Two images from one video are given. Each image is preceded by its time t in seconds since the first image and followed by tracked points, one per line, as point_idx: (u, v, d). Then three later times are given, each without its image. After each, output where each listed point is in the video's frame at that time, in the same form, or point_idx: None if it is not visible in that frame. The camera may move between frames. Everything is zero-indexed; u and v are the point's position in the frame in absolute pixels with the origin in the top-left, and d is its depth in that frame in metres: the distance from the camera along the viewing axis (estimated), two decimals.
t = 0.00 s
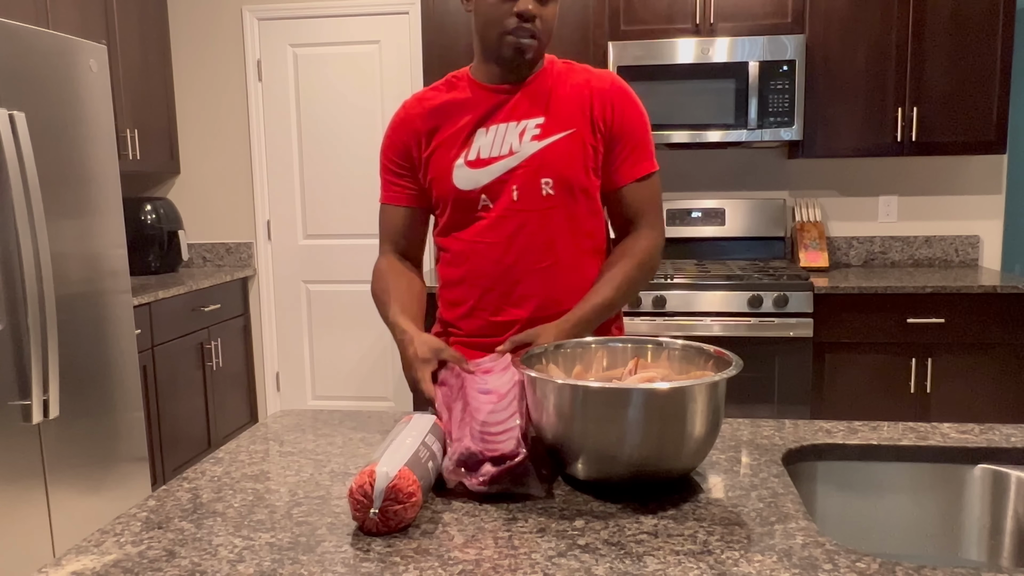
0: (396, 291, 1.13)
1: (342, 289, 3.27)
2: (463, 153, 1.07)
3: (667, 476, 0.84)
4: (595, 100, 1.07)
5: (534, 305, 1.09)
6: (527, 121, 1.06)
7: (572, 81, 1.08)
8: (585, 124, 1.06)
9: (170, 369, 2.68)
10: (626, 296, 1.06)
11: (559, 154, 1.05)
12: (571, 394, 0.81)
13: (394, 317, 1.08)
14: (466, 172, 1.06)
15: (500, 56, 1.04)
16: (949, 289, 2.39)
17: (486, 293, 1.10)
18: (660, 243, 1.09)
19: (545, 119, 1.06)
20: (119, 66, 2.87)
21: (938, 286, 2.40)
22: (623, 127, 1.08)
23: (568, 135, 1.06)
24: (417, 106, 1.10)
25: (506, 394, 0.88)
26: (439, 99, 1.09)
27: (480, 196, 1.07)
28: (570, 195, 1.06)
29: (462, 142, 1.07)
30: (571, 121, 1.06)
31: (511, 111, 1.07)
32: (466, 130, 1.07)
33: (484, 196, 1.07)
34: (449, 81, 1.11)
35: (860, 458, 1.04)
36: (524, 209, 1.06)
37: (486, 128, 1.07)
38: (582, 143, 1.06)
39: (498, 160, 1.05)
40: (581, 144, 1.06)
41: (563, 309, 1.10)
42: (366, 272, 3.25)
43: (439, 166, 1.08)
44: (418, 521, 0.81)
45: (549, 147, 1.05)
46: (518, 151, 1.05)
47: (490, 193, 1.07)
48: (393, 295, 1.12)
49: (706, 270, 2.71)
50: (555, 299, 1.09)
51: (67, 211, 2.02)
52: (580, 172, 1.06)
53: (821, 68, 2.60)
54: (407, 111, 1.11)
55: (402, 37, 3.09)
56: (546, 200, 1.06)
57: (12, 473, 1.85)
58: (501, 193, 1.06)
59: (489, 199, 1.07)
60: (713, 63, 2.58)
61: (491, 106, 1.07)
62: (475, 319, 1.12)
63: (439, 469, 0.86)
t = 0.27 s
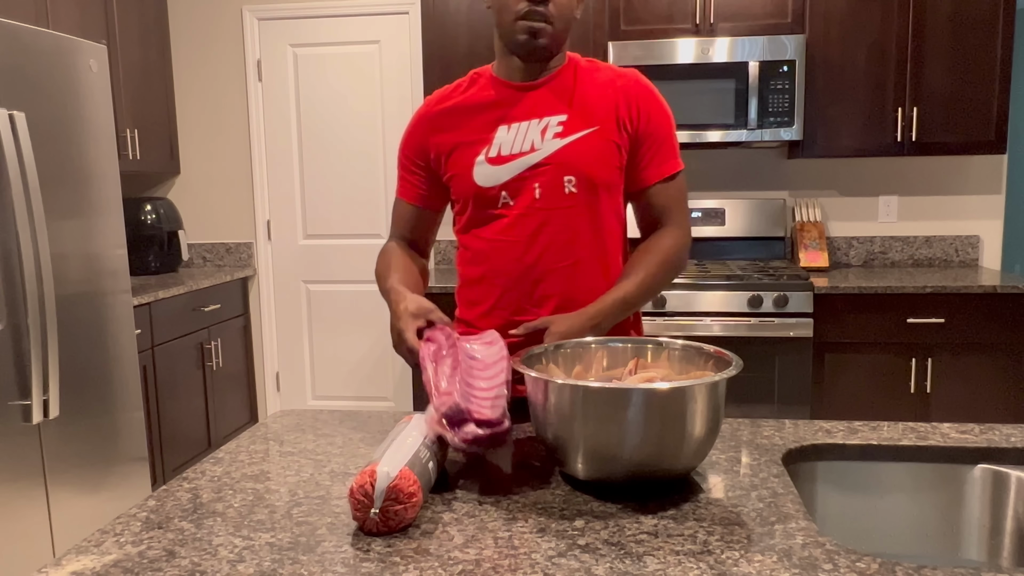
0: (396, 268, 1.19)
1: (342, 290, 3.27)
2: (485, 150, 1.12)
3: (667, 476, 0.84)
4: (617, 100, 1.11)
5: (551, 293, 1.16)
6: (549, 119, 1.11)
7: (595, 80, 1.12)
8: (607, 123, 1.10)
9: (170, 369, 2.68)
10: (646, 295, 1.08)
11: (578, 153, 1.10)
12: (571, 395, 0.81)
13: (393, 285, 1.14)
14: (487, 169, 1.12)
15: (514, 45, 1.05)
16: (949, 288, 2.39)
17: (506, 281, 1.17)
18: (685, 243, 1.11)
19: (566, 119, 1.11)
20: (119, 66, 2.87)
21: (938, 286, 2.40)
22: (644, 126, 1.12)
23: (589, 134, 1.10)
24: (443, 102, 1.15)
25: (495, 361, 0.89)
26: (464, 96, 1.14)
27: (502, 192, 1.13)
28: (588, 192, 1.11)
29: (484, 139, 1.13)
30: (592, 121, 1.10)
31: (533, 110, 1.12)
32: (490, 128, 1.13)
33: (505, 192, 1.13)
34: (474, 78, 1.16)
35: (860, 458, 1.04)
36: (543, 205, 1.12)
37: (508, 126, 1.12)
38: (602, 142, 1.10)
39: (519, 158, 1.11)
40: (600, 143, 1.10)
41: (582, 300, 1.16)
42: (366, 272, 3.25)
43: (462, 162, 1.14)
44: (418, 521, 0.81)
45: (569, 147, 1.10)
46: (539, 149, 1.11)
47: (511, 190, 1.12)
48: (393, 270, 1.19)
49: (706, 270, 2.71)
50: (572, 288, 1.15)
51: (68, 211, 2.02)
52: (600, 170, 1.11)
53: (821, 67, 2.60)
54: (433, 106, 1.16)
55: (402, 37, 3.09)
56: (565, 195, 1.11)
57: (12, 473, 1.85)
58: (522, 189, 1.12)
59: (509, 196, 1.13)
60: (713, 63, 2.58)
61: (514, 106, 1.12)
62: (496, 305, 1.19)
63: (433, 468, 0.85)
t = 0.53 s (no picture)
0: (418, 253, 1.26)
1: (342, 290, 3.27)
2: (506, 145, 1.14)
3: (667, 476, 0.84)
4: (643, 96, 1.10)
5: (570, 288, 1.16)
6: (571, 115, 1.11)
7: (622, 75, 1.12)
8: (630, 120, 1.10)
9: (170, 369, 2.68)
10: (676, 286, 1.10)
11: (599, 149, 1.10)
12: (571, 395, 0.81)
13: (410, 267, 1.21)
14: (507, 164, 1.14)
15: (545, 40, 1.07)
16: (949, 288, 2.39)
17: (525, 275, 1.17)
18: (720, 236, 1.12)
19: (588, 115, 1.11)
20: (119, 66, 2.87)
21: (938, 286, 2.40)
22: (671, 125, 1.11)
23: (610, 131, 1.10)
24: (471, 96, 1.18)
25: (477, 332, 0.99)
26: (491, 91, 1.16)
27: (520, 188, 1.14)
28: (607, 189, 1.11)
29: (506, 134, 1.14)
30: (614, 117, 1.10)
31: (557, 105, 1.12)
32: (512, 124, 1.14)
33: (523, 187, 1.14)
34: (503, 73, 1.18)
35: (860, 458, 1.04)
36: (561, 200, 1.12)
37: (530, 122, 1.13)
38: (624, 138, 1.10)
39: (538, 153, 1.11)
40: (623, 139, 1.10)
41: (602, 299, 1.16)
42: (366, 272, 3.25)
43: (484, 155, 1.16)
44: (418, 521, 0.81)
45: (589, 143, 1.10)
46: (559, 145, 1.11)
47: (529, 185, 1.13)
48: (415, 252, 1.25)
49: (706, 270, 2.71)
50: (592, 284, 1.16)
51: (68, 211, 2.02)
52: (620, 168, 1.10)
53: (821, 68, 2.60)
54: (462, 100, 1.19)
55: (402, 38, 3.09)
56: (585, 193, 1.11)
57: (12, 472, 1.85)
58: (540, 185, 1.12)
59: (528, 191, 1.14)
60: (713, 63, 2.58)
61: (537, 102, 1.13)
62: (515, 299, 1.20)
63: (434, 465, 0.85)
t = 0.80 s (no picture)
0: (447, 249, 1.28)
1: (342, 290, 3.27)
2: (533, 141, 1.14)
3: (667, 476, 0.84)
4: (676, 98, 1.12)
5: (592, 290, 1.15)
6: (601, 114, 1.12)
7: (655, 77, 1.13)
8: (662, 122, 1.11)
9: (170, 369, 2.68)
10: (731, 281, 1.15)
11: (628, 148, 1.10)
12: (571, 395, 0.81)
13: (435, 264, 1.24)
14: (534, 160, 1.14)
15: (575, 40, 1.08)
16: (949, 288, 2.39)
17: (546, 275, 1.16)
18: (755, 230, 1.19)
19: (619, 114, 1.11)
20: (119, 66, 2.86)
21: (938, 286, 2.40)
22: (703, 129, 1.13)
23: (642, 131, 1.10)
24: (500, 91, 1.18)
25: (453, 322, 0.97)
26: (521, 87, 1.17)
27: (546, 184, 1.14)
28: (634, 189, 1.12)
29: (535, 130, 1.15)
30: (646, 118, 1.11)
31: (587, 105, 1.13)
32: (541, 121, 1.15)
33: (549, 184, 1.14)
34: (533, 70, 1.19)
35: (860, 458, 1.04)
36: (588, 199, 1.12)
37: (559, 119, 1.14)
38: (656, 139, 1.10)
39: (566, 151, 1.12)
40: (653, 140, 1.10)
41: (624, 302, 1.15)
42: (366, 272, 3.25)
43: (510, 151, 1.16)
44: (418, 521, 0.81)
45: (619, 142, 1.10)
46: (588, 142, 1.11)
47: (556, 183, 1.13)
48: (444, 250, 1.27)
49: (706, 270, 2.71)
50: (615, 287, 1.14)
51: (68, 211, 2.02)
52: (649, 168, 1.11)
53: (821, 68, 2.60)
54: (490, 94, 1.19)
55: (402, 38, 3.09)
56: (613, 192, 1.11)
57: (12, 472, 1.85)
58: (567, 183, 1.13)
59: (554, 189, 1.14)
60: (713, 63, 2.58)
61: (568, 99, 1.14)
62: (535, 300, 1.18)
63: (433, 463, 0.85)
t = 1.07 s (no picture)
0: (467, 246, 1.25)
1: (342, 290, 3.27)
2: (560, 139, 1.14)
3: (667, 476, 0.84)
4: (709, 108, 1.12)
5: (609, 294, 1.15)
6: (630, 118, 1.12)
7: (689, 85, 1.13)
8: (692, 130, 1.11)
9: (170, 369, 2.68)
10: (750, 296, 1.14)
11: (655, 154, 1.11)
12: (571, 395, 0.81)
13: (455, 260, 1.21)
14: (560, 158, 1.14)
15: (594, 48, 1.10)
16: (949, 288, 2.39)
17: (564, 275, 1.16)
18: (774, 248, 1.18)
19: (648, 119, 1.11)
20: (118, 66, 2.86)
21: (938, 286, 2.40)
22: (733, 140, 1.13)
23: (670, 138, 1.11)
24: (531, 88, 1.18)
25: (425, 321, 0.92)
26: (553, 85, 1.17)
27: (570, 184, 1.14)
28: (659, 194, 1.12)
29: (562, 129, 1.15)
30: (676, 125, 1.11)
31: (618, 108, 1.13)
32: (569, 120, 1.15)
33: (574, 184, 1.14)
34: (566, 68, 1.19)
35: (860, 459, 1.04)
36: (613, 201, 1.12)
37: (587, 119, 1.14)
38: (683, 146, 1.11)
39: (593, 152, 1.12)
40: (680, 147, 1.11)
41: (641, 307, 1.15)
42: (366, 272, 3.25)
43: (536, 148, 1.16)
44: (418, 521, 0.81)
45: (647, 147, 1.11)
46: (616, 145, 1.11)
47: (581, 183, 1.13)
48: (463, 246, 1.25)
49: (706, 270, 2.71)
50: (632, 289, 1.14)
51: (68, 211, 2.02)
52: (676, 174, 1.11)
53: (821, 68, 2.60)
54: (521, 89, 1.19)
55: (402, 38, 3.09)
56: (638, 196, 1.12)
57: (13, 472, 1.85)
58: (592, 184, 1.13)
59: (578, 189, 1.14)
60: (713, 63, 2.58)
61: (598, 101, 1.14)
62: (551, 300, 1.18)
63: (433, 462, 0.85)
